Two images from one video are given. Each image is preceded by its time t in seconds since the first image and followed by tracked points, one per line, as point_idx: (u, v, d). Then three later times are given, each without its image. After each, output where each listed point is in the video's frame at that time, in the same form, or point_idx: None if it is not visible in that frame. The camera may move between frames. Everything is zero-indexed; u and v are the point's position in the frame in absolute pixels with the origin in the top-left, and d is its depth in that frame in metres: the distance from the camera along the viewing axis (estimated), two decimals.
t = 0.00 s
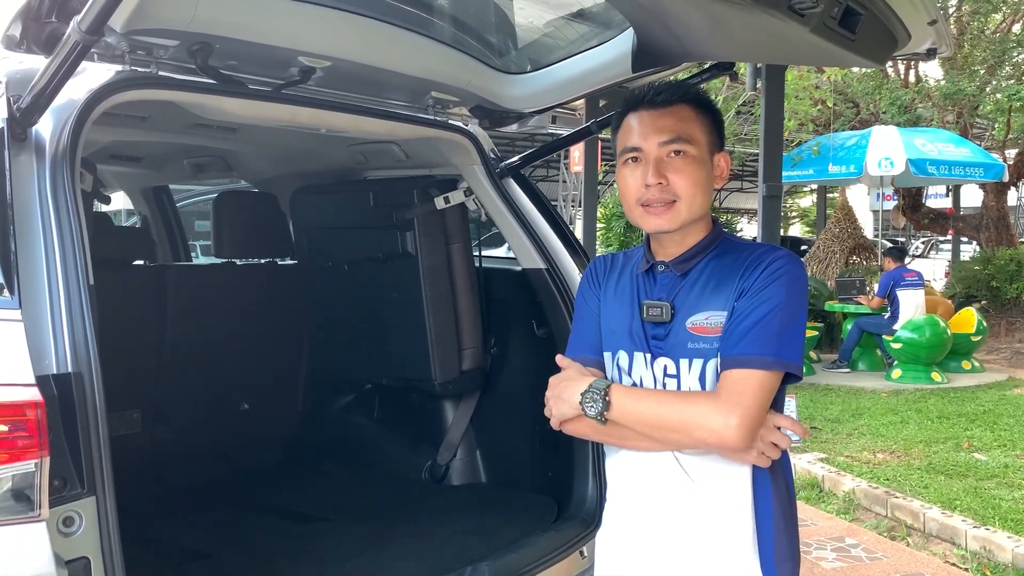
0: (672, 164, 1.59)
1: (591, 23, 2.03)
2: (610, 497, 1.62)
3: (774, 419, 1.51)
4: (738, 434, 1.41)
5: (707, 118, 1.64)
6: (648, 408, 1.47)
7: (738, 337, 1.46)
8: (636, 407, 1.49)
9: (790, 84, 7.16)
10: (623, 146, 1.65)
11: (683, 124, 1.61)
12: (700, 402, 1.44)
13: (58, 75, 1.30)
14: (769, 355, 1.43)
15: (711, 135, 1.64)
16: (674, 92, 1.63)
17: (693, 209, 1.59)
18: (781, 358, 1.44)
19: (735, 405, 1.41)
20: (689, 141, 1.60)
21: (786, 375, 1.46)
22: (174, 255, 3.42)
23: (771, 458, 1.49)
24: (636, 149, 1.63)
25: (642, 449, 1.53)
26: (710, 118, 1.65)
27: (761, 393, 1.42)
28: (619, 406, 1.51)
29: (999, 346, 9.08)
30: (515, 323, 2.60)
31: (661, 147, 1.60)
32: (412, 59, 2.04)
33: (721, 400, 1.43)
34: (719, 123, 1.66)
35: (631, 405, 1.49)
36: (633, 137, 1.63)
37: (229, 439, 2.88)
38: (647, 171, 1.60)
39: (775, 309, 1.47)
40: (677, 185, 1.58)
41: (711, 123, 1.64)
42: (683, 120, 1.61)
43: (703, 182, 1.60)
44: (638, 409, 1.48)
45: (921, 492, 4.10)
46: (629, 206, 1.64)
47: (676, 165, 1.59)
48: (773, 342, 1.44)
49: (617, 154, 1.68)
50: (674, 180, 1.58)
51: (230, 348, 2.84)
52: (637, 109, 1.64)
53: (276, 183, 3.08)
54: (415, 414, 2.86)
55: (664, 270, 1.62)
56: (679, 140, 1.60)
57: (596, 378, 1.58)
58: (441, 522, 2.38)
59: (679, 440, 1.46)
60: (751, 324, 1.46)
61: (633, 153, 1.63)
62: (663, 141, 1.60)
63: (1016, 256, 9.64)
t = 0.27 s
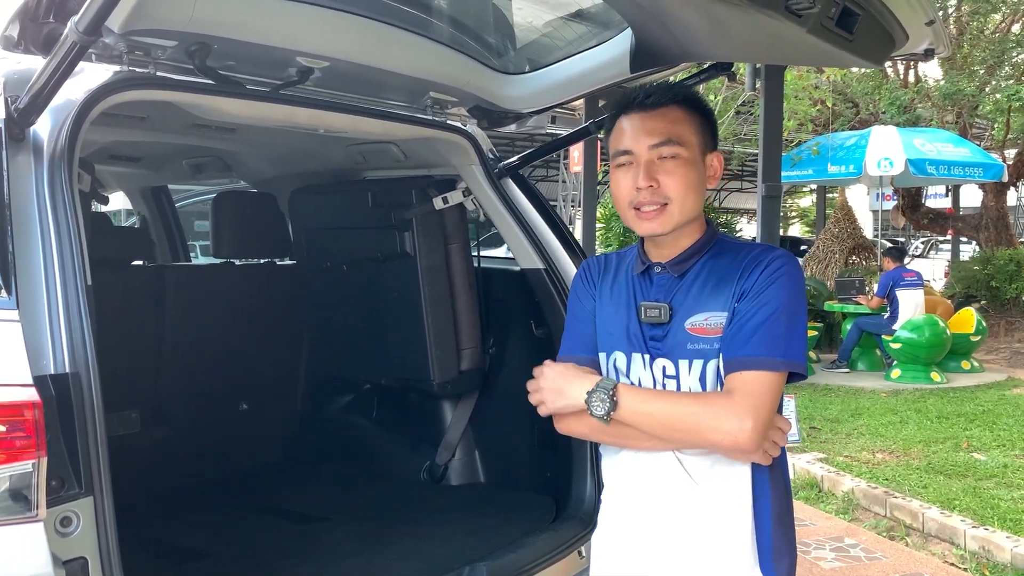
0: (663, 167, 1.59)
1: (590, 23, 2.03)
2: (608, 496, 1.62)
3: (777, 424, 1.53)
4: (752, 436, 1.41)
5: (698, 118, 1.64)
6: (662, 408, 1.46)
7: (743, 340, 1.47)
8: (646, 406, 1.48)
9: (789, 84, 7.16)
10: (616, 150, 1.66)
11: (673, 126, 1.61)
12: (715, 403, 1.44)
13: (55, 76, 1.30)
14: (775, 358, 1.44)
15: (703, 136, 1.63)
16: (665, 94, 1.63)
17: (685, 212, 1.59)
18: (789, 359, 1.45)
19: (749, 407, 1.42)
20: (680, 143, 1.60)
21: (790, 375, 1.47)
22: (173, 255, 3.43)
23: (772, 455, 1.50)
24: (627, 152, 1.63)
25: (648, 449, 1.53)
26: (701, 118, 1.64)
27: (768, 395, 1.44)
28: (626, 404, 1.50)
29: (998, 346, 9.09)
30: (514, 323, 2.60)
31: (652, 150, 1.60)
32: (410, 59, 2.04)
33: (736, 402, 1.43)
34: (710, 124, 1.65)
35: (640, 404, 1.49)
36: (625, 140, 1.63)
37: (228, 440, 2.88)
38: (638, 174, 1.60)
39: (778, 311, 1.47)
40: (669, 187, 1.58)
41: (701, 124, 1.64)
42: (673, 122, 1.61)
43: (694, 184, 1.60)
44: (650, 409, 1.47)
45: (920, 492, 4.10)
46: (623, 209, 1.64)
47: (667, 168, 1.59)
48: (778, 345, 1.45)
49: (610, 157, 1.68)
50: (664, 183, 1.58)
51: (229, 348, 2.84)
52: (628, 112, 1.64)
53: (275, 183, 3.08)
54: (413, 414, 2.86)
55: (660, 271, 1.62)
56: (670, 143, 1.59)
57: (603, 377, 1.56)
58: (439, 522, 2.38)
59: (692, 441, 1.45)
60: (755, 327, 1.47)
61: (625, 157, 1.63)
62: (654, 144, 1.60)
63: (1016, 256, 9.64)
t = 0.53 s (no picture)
0: (645, 166, 1.58)
1: (590, 23, 2.03)
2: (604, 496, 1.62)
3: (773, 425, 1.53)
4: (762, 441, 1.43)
5: (685, 116, 1.63)
6: (699, 406, 1.35)
7: (743, 340, 1.47)
8: (683, 406, 1.34)
9: (789, 84, 7.16)
10: (606, 148, 1.67)
11: (656, 125, 1.60)
12: (744, 409, 1.38)
13: (56, 75, 1.30)
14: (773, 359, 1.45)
15: (689, 135, 1.62)
16: (653, 94, 1.64)
17: (667, 211, 1.58)
18: (795, 363, 1.46)
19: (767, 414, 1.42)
20: (662, 142, 1.59)
21: (785, 378, 1.47)
22: (173, 255, 3.43)
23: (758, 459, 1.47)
24: (614, 151, 1.64)
25: (643, 445, 1.52)
26: (689, 118, 1.63)
27: (773, 396, 1.45)
28: (661, 402, 1.33)
29: (997, 346, 9.09)
30: (513, 323, 2.60)
31: (634, 148, 1.60)
32: (410, 59, 2.04)
33: (758, 409, 1.41)
34: (698, 123, 1.64)
35: (677, 404, 1.34)
36: (612, 139, 1.64)
37: (227, 439, 2.88)
38: (622, 172, 1.61)
39: (777, 312, 1.47)
40: (649, 185, 1.57)
41: (690, 123, 1.63)
42: (657, 122, 1.60)
43: (678, 183, 1.58)
44: (684, 408, 1.34)
45: (919, 492, 4.10)
46: (614, 206, 1.66)
47: (649, 167, 1.58)
48: (777, 346, 1.46)
49: (602, 156, 1.69)
50: (645, 181, 1.58)
51: (229, 347, 2.84)
52: (619, 112, 1.65)
53: (275, 184, 3.08)
54: (413, 414, 2.87)
55: (658, 270, 1.62)
56: (652, 142, 1.59)
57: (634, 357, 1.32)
58: (439, 521, 2.38)
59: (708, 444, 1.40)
60: (755, 328, 1.47)
61: (612, 155, 1.64)
62: (636, 143, 1.60)
63: (1015, 257, 9.64)
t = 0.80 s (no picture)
0: (658, 160, 1.59)
1: (589, 24, 2.03)
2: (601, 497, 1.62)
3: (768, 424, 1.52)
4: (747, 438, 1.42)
5: (693, 116, 1.65)
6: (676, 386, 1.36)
7: (739, 338, 1.47)
8: (664, 382, 1.36)
9: (789, 84, 7.16)
10: (613, 143, 1.66)
11: (669, 121, 1.61)
12: (727, 397, 1.39)
13: (55, 76, 1.30)
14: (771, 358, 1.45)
15: (699, 135, 1.64)
16: (665, 93, 1.65)
17: (677, 206, 1.58)
18: (784, 361, 1.46)
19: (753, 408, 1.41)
20: (675, 138, 1.60)
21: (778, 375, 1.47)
22: (172, 255, 3.43)
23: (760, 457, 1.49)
24: (624, 145, 1.63)
25: (639, 448, 1.54)
26: (698, 118, 1.65)
27: (763, 395, 1.44)
28: (642, 374, 1.36)
29: (997, 346, 9.09)
30: (513, 323, 2.60)
31: (647, 142, 1.60)
32: (409, 60, 2.05)
33: (741, 401, 1.40)
34: (706, 124, 1.66)
35: (658, 378, 1.36)
36: (622, 133, 1.64)
37: (227, 440, 2.88)
38: (633, 165, 1.60)
39: (774, 311, 1.48)
40: (661, 179, 1.57)
41: (699, 123, 1.65)
42: (670, 118, 1.62)
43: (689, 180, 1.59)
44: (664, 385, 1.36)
45: (919, 492, 4.10)
46: (618, 203, 1.65)
47: (662, 160, 1.58)
48: (774, 345, 1.46)
49: (608, 151, 1.68)
50: (658, 174, 1.57)
51: (228, 348, 2.84)
52: (628, 108, 1.66)
53: (275, 184, 3.08)
54: (412, 414, 2.87)
55: (657, 270, 1.62)
56: (665, 137, 1.60)
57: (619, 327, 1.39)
58: (438, 521, 2.38)
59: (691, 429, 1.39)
60: (752, 326, 1.47)
61: (622, 149, 1.63)
62: (649, 137, 1.60)
63: (1014, 257, 9.64)
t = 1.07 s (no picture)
0: (665, 158, 1.60)
1: (589, 24, 2.03)
2: (601, 495, 1.62)
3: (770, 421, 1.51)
4: (737, 433, 1.41)
5: (700, 116, 1.65)
6: (648, 399, 1.46)
7: (735, 336, 1.47)
8: (638, 401, 1.47)
9: (788, 84, 7.16)
10: (618, 141, 1.66)
11: (677, 120, 1.62)
12: (702, 400, 1.43)
13: (55, 76, 1.30)
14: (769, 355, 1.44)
15: (705, 135, 1.65)
16: (672, 91, 1.65)
17: (684, 206, 1.59)
18: (779, 358, 1.45)
19: (735, 404, 1.42)
20: (682, 137, 1.61)
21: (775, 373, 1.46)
22: (172, 255, 3.43)
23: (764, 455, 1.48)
24: (630, 143, 1.63)
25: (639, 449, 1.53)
26: (704, 119, 1.66)
27: (753, 391, 1.43)
28: (618, 398, 1.49)
29: (996, 346, 9.09)
30: (512, 323, 2.60)
31: (655, 140, 1.60)
32: (409, 59, 2.04)
33: (721, 399, 1.43)
34: (713, 125, 1.66)
35: (632, 398, 1.48)
36: (628, 131, 1.64)
37: (226, 440, 2.88)
38: (640, 163, 1.60)
39: (771, 308, 1.47)
40: (670, 179, 1.58)
41: (706, 123, 1.66)
42: (678, 118, 1.62)
43: (695, 180, 1.60)
44: (640, 402, 1.47)
45: (918, 492, 4.10)
46: (623, 200, 1.64)
47: (670, 159, 1.59)
48: (769, 344, 1.45)
49: (612, 149, 1.68)
50: (666, 174, 1.58)
51: (227, 348, 2.84)
52: (633, 106, 1.65)
53: (274, 184, 3.08)
54: (412, 414, 2.87)
55: (657, 271, 1.62)
56: (673, 137, 1.60)
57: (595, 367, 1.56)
58: (438, 522, 2.38)
59: (678, 438, 1.46)
60: (748, 325, 1.47)
61: (628, 147, 1.63)
62: (657, 136, 1.61)
63: (1014, 257, 9.64)
